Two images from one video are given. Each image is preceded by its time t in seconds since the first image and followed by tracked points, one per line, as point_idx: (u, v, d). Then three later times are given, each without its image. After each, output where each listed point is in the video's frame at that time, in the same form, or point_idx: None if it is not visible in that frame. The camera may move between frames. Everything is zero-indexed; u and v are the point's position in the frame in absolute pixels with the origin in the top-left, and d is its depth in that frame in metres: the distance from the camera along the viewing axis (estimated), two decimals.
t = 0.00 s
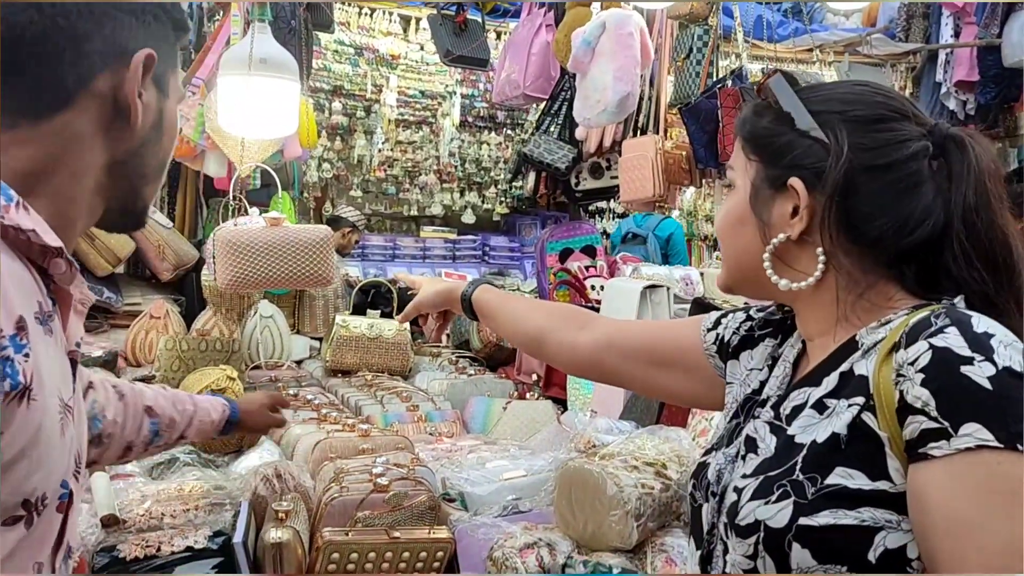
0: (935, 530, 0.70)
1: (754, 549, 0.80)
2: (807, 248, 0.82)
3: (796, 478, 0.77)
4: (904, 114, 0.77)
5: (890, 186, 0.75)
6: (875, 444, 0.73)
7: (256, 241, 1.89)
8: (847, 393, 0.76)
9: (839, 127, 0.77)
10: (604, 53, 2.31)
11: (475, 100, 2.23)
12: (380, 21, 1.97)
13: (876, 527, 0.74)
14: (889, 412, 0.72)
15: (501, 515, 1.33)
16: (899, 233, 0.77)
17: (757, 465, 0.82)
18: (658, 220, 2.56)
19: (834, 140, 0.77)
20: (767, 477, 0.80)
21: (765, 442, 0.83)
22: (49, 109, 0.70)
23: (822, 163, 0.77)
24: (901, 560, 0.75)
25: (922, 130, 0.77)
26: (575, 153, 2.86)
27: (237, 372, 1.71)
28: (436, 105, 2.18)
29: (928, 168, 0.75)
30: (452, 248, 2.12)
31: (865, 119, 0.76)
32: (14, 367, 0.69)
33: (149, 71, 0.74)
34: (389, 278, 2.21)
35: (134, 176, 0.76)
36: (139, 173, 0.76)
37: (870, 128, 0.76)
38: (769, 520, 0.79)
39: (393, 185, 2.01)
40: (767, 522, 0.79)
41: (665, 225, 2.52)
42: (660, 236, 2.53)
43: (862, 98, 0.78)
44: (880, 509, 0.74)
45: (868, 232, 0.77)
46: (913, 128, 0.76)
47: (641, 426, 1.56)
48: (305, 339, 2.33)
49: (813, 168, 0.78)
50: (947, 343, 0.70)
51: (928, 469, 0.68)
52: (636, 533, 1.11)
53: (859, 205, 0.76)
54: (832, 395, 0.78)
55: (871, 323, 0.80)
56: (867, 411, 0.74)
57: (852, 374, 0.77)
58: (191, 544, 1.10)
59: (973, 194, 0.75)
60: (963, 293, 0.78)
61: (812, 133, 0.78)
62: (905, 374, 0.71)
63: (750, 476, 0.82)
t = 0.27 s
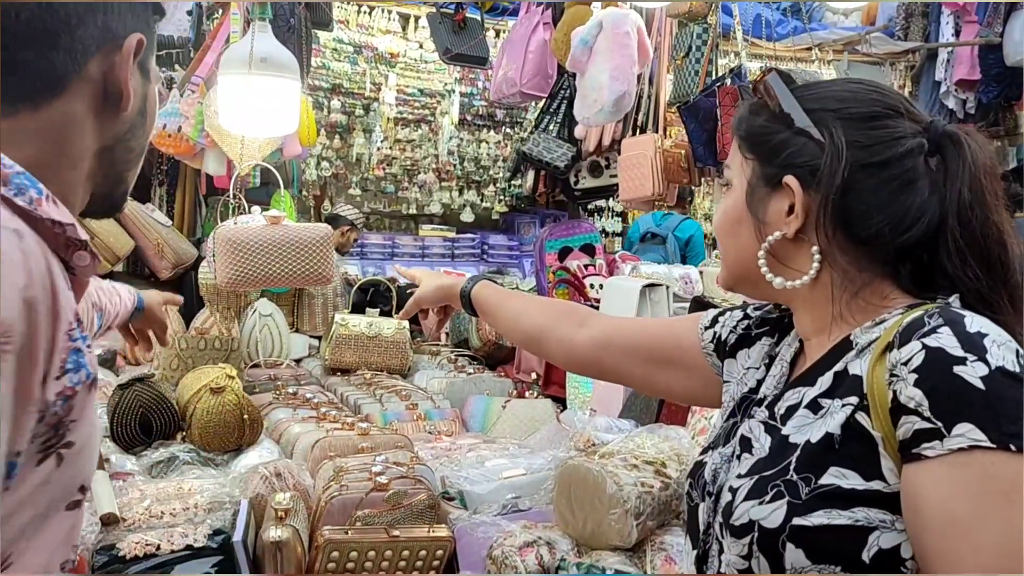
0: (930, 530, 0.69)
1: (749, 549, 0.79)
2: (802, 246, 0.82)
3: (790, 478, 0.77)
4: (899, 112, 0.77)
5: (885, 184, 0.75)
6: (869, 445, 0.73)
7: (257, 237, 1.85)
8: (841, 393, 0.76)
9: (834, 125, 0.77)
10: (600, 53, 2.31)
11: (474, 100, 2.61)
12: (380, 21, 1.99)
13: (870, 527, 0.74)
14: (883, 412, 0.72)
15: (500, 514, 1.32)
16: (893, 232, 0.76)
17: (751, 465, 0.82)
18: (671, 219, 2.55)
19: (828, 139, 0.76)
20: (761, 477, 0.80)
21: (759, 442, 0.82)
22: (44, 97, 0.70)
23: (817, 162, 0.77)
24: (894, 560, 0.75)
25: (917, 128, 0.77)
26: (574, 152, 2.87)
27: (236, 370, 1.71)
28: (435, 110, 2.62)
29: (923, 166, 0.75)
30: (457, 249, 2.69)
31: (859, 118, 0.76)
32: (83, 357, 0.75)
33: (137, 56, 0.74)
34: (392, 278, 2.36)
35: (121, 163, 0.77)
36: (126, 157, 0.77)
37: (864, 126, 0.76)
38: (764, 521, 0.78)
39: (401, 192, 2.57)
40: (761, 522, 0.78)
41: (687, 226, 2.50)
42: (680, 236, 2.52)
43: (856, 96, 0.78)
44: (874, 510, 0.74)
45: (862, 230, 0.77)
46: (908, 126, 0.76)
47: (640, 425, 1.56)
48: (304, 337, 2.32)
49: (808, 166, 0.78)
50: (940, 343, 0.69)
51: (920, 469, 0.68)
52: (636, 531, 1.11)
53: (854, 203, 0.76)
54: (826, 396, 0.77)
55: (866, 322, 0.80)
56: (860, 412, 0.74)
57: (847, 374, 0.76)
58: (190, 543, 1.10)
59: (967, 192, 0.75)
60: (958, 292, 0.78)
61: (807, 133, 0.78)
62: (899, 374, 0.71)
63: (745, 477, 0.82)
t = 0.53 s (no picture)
0: (929, 530, 0.69)
1: (748, 550, 0.79)
2: (801, 245, 0.81)
3: (789, 479, 0.77)
4: (898, 109, 0.77)
5: (884, 183, 0.74)
6: (868, 446, 0.73)
7: (259, 234, 1.84)
8: (840, 393, 0.76)
9: (833, 124, 0.76)
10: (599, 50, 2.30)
11: (472, 97, 2.49)
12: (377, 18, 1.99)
13: (869, 528, 0.74)
14: (882, 413, 0.71)
15: (500, 512, 1.32)
16: (893, 232, 0.76)
17: (751, 466, 0.81)
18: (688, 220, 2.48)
19: (827, 137, 0.76)
20: (760, 479, 0.79)
21: (759, 443, 0.82)
22: (91, 97, 0.69)
23: (815, 160, 0.77)
24: (893, 562, 0.74)
25: (916, 125, 0.76)
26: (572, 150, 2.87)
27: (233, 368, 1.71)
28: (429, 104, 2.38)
29: (922, 164, 0.75)
30: (448, 246, 2.37)
31: (858, 116, 0.76)
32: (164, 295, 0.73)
33: (172, 60, 0.73)
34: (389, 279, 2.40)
35: (166, 161, 0.76)
36: (170, 154, 0.76)
37: (862, 125, 0.75)
38: (763, 522, 0.78)
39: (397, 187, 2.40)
40: (760, 523, 0.78)
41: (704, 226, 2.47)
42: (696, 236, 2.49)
43: (854, 94, 0.77)
44: (873, 511, 0.74)
45: (860, 229, 0.77)
46: (907, 124, 0.76)
47: (639, 423, 1.55)
48: (302, 335, 2.31)
49: (807, 164, 0.77)
50: (939, 343, 0.69)
51: (919, 470, 0.68)
52: (635, 530, 1.10)
53: (853, 202, 0.76)
54: (825, 397, 0.77)
55: (866, 321, 0.79)
56: (859, 413, 0.73)
57: (846, 375, 0.76)
58: (188, 542, 1.10)
59: (966, 190, 0.75)
60: (957, 290, 0.78)
61: (805, 132, 0.77)
62: (898, 375, 0.70)
63: (744, 478, 0.81)
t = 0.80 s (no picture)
0: (928, 529, 0.68)
1: (748, 548, 0.78)
2: (802, 241, 0.81)
3: (789, 477, 0.76)
4: (900, 106, 0.77)
5: (887, 179, 0.74)
6: (869, 444, 0.72)
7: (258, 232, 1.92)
8: (842, 391, 0.75)
9: (835, 119, 0.76)
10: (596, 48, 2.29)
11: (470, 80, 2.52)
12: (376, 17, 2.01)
13: (869, 527, 0.72)
14: (883, 411, 0.70)
15: (498, 510, 1.32)
16: (895, 228, 0.76)
17: (751, 464, 0.80)
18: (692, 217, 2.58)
19: (829, 134, 0.76)
20: (761, 477, 0.78)
21: (760, 441, 0.81)
22: (149, 113, 0.71)
23: (817, 157, 0.77)
24: (894, 560, 0.73)
25: (918, 122, 0.77)
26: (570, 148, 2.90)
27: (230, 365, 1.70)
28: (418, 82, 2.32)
29: (924, 159, 0.75)
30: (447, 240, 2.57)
31: (860, 112, 0.76)
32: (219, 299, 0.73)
33: (221, 71, 0.75)
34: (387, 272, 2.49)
35: (223, 165, 0.79)
36: (225, 160, 0.79)
37: (864, 121, 0.76)
38: (763, 520, 0.77)
39: (396, 182, 2.40)
40: (760, 521, 0.77)
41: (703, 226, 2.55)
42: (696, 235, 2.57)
43: (856, 90, 0.78)
44: (874, 510, 0.72)
45: (863, 225, 0.76)
46: (909, 120, 0.76)
47: (637, 421, 1.55)
48: (300, 334, 2.30)
49: (809, 160, 0.77)
50: (940, 341, 0.68)
51: (920, 469, 0.67)
52: (634, 528, 1.10)
53: (854, 198, 0.75)
54: (827, 394, 0.76)
55: (868, 319, 0.79)
56: (861, 410, 0.72)
57: (847, 373, 0.75)
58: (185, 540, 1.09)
59: (968, 187, 0.75)
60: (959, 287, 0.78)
61: (806, 129, 0.77)
62: (899, 373, 0.69)
63: (744, 476, 0.80)
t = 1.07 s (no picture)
0: (926, 524, 0.67)
1: (745, 541, 0.77)
2: (806, 237, 0.81)
3: (788, 470, 0.75)
4: (911, 106, 0.77)
5: (893, 177, 0.74)
6: (867, 439, 0.72)
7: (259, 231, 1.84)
8: (841, 386, 0.75)
9: (845, 116, 0.76)
10: (593, 45, 2.28)
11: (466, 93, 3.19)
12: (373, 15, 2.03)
13: (867, 521, 0.72)
14: (882, 405, 0.70)
15: (497, 508, 1.33)
16: (900, 226, 0.76)
17: (750, 457, 0.80)
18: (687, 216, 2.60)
19: (838, 130, 0.76)
20: (760, 470, 0.78)
21: (759, 435, 0.81)
22: (180, 126, 0.69)
23: (825, 153, 0.77)
24: (891, 554, 0.73)
25: (928, 122, 0.76)
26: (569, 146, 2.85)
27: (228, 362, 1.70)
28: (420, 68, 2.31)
29: (932, 159, 0.75)
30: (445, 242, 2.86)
31: (871, 110, 0.76)
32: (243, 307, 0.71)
33: (250, 84, 0.73)
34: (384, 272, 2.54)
35: (247, 175, 0.76)
36: (251, 170, 0.77)
37: (874, 118, 0.75)
38: (761, 513, 0.76)
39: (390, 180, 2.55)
40: (758, 514, 0.76)
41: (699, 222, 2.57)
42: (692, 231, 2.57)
43: (868, 88, 0.78)
44: (871, 503, 0.72)
45: (868, 222, 0.76)
46: (919, 120, 0.76)
47: (636, 419, 1.55)
48: (298, 332, 2.30)
49: (817, 156, 0.77)
50: (940, 336, 0.68)
51: (918, 464, 0.67)
52: (632, 525, 1.10)
53: (861, 195, 0.75)
54: (826, 389, 0.76)
55: (869, 315, 0.79)
56: (860, 405, 0.72)
57: (848, 368, 0.75)
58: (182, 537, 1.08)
59: (977, 188, 0.75)
60: (962, 285, 0.78)
61: (815, 125, 0.77)
62: (899, 368, 0.69)
63: (743, 469, 0.80)
